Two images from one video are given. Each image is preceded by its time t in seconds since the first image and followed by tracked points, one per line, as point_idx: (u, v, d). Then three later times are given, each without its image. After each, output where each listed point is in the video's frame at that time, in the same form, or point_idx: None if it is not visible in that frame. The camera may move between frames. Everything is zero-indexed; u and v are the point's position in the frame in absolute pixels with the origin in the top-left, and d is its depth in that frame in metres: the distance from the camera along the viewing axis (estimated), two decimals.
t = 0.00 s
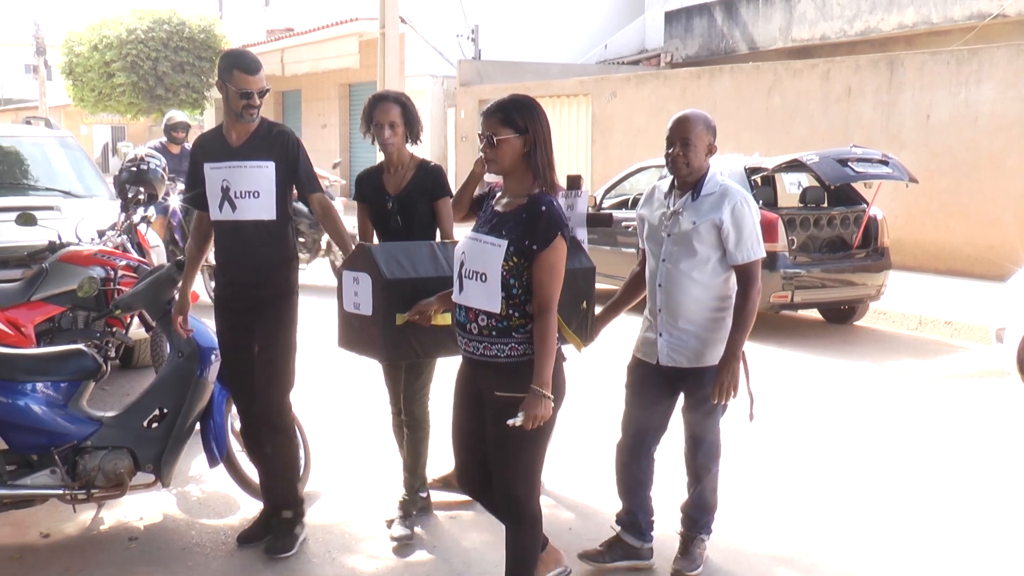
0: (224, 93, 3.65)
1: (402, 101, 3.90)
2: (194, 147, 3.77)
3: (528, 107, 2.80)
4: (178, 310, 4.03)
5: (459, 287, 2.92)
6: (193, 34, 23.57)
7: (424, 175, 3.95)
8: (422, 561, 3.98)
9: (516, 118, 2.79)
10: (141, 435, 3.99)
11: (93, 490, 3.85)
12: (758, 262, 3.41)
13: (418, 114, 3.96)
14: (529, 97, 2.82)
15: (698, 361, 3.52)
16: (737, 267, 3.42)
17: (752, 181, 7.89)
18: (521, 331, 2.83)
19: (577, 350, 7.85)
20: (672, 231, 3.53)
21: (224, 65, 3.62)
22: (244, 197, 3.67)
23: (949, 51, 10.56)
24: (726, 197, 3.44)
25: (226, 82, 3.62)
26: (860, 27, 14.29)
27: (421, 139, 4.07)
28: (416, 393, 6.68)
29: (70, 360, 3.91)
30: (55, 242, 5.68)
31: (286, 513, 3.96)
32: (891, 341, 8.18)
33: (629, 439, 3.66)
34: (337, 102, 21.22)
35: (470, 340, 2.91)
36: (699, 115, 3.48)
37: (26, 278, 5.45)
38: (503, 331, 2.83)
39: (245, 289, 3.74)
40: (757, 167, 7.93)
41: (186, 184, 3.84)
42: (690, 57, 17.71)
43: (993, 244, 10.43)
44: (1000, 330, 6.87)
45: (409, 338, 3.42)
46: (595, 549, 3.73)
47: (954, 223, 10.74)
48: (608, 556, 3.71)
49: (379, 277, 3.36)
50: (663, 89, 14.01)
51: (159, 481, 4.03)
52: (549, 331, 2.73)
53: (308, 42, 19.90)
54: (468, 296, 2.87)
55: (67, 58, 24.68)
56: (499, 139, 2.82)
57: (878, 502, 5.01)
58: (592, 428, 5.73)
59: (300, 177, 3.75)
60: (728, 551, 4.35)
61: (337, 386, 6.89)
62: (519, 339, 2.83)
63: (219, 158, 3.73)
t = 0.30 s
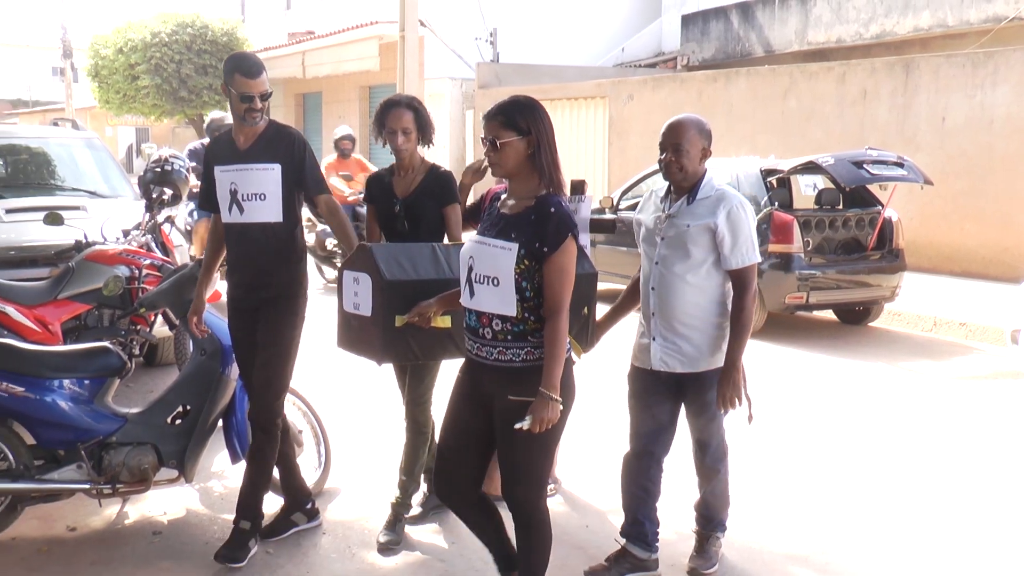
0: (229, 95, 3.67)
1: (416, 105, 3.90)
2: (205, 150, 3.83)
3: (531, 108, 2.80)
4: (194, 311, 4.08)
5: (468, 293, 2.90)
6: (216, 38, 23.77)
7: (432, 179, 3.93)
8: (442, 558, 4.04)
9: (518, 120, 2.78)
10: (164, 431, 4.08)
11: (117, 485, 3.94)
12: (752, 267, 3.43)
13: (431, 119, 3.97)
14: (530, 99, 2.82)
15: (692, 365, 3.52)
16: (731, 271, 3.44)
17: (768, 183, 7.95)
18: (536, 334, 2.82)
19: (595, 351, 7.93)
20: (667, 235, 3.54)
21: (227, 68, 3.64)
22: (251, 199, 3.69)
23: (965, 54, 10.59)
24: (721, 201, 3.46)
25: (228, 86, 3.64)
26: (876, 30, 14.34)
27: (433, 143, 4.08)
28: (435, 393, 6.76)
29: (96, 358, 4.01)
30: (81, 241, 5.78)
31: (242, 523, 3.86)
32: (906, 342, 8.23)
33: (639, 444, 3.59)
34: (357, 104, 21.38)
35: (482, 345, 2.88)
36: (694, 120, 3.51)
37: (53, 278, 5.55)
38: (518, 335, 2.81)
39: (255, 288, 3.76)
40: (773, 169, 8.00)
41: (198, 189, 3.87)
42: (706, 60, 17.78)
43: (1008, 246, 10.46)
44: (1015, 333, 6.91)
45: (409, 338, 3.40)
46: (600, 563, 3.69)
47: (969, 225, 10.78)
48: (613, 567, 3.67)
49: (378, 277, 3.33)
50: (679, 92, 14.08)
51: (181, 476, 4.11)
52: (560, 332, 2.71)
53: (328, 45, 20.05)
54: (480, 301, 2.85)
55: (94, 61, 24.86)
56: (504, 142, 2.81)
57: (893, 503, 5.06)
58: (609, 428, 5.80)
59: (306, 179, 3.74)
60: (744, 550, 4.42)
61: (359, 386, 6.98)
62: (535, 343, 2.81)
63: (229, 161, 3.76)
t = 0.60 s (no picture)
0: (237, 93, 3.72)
1: (433, 108, 3.93)
2: (224, 147, 3.88)
3: (534, 109, 2.76)
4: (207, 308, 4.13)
5: (476, 296, 2.85)
6: (242, 39, 23.99)
7: (447, 182, 3.98)
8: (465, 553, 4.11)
9: (522, 121, 2.75)
10: (192, 425, 4.18)
11: (146, 478, 4.04)
12: (746, 265, 3.38)
13: (449, 121, 3.99)
14: (534, 99, 2.78)
15: (679, 364, 3.53)
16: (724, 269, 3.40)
17: (788, 183, 8.01)
18: (546, 336, 2.78)
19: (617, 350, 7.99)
20: (661, 232, 3.55)
21: (236, 66, 3.69)
22: (259, 199, 3.71)
23: (986, 55, 10.59)
24: (716, 199, 3.43)
25: (236, 82, 3.68)
26: (896, 31, 14.35)
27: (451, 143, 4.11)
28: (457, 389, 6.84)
29: (123, 353, 4.09)
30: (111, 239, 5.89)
31: (258, 520, 3.97)
32: (926, 342, 8.26)
33: (644, 445, 3.65)
34: (381, 105, 21.52)
35: (491, 349, 2.83)
36: (694, 118, 3.50)
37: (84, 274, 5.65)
38: (529, 338, 2.77)
39: (262, 292, 3.75)
40: (793, 169, 8.05)
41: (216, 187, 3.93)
42: (727, 60, 17.82)
43: None
44: None
45: (411, 338, 3.45)
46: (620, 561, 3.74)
47: (989, 226, 10.79)
48: (633, 565, 3.73)
49: (379, 279, 3.38)
50: (700, 92, 14.12)
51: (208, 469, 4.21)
52: (569, 335, 2.69)
53: (353, 46, 20.19)
54: (489, 305, 2.80)
55: (123, 62, 25.12)
56: (506, 144, 2.77)
57: (911, 503, 5.10)
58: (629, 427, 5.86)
59: (317, 180, 3.75)
60: (762, 547, 4.49)
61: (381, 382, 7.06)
62: (545, 345, 2.78)
63: (242, 160, 3.80)
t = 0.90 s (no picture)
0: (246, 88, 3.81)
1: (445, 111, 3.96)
2: (236, 146, 3.95)
3: (525, 111, 2.79)
4: (217, 304, 4.23)
5: (461, 296, 2.86)
6: (264, 39, 24.18)
7: (459, 181, 4.06)
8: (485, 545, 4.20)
9: (513, 123, 2.78)
10: (217, 420, 4.29)
11: (172, 471, 4.13)
12: (751, 262, 3.37)
13: (462, 121, 4.03)
14: (525, 102, 2.81)
15: (685, 361, 3.55)
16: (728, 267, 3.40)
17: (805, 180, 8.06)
18: (533, 338, 2.81)
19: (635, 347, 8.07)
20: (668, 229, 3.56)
21: (247, 60, 3.78)
22: (265, 197, 3.79)
23: (1003, 51, 10.59)
24: (720, 196, 3.43)
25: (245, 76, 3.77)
26: (913, 28, 14.36)
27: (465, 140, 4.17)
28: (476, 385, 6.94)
29: (150, 349, 4.19)
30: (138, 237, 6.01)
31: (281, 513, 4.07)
32: (943, 338, 8.30)
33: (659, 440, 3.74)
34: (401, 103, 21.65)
35: (478, 351, 2.85)
36: (697, 115, 3.53)
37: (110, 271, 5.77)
38: (515, 340, 2.79)
39: (270, 292, 3.83)
40: (810, 166, 8.11)
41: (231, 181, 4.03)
42: (744, 59, 17.85)
43: None
44: None
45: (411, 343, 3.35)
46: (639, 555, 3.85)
47: (1006, 222, 10.81)
48: (651, 559, 3.83)
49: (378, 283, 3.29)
50: (717, 90, 14.17)
51: (233, 464, 4.32)
52: (561, 337, 2.73)
53: (373, 45, 20.31)
54: (475, 305, 2.81)
55: (148, 62, 25.35)
56: (496, 145, 2.79)
57: (926, 499, 5.15)
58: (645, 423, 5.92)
59: (322, 181, 3.82)
60: (780, 541, 4.56)
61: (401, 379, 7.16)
62: (533, 347, 2.80)
63: (253, 156, 3.88)
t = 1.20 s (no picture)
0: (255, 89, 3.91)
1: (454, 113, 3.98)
2: (250, 146, 4.06)
3: (509, 112, 2.80)
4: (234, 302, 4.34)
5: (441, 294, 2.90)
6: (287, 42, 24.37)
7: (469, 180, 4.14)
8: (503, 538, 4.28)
9: (498, 123, 2.79)
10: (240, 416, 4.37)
11: (198, 466, 4.23)
12: (758, 267, 3.43)
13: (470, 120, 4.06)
14: (508, 103, 2.82)
15: (693, 364, 3.60)
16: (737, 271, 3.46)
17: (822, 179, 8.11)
18: (509, 339, 2.82)
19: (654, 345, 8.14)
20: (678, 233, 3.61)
21: (254, 62, 3.89)
22: (276, 196, 3.89)
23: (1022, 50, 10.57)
24: (729, 201, 3.48)
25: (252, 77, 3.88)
26: (931, 27, 14.36)
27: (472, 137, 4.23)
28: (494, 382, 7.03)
29: (177, 347, 4.32)
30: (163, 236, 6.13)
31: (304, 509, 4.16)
32: (960, 336, 8.33)
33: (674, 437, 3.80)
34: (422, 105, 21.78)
35: (455, 349, 2.88)
36: (703, 120, 3.54)
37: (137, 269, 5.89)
38: (491, 340, 2.81)
39: (280, 288, 3.92)
40: (827, 165, 8.16)
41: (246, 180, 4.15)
42: (762, 58, 17.89)
43: None
44: None
45: (410, 347, 3.33)
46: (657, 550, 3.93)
47: None
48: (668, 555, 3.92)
49: (378, 283, 3.32)
50: (735, 90, 14.22)
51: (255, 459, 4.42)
52: (538, 340, 2.73)
53: (395, 47, 20.45)
54: (453, 303, 2.85)
55: (173, 65, 25.58)
56: (481, 146, 2.81)
57: (943, 496, 5.20)
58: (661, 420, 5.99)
59: (330, 178, 3.90)
60: (797, 538, 4.62)
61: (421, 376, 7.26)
62: (508, 348, 2.82)
63: (263, 156, 3.98)
